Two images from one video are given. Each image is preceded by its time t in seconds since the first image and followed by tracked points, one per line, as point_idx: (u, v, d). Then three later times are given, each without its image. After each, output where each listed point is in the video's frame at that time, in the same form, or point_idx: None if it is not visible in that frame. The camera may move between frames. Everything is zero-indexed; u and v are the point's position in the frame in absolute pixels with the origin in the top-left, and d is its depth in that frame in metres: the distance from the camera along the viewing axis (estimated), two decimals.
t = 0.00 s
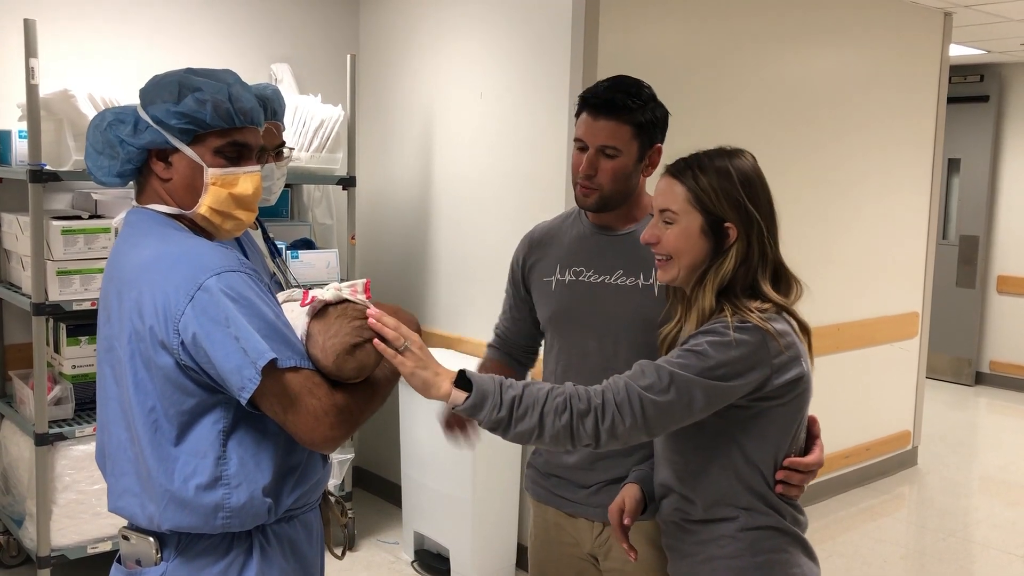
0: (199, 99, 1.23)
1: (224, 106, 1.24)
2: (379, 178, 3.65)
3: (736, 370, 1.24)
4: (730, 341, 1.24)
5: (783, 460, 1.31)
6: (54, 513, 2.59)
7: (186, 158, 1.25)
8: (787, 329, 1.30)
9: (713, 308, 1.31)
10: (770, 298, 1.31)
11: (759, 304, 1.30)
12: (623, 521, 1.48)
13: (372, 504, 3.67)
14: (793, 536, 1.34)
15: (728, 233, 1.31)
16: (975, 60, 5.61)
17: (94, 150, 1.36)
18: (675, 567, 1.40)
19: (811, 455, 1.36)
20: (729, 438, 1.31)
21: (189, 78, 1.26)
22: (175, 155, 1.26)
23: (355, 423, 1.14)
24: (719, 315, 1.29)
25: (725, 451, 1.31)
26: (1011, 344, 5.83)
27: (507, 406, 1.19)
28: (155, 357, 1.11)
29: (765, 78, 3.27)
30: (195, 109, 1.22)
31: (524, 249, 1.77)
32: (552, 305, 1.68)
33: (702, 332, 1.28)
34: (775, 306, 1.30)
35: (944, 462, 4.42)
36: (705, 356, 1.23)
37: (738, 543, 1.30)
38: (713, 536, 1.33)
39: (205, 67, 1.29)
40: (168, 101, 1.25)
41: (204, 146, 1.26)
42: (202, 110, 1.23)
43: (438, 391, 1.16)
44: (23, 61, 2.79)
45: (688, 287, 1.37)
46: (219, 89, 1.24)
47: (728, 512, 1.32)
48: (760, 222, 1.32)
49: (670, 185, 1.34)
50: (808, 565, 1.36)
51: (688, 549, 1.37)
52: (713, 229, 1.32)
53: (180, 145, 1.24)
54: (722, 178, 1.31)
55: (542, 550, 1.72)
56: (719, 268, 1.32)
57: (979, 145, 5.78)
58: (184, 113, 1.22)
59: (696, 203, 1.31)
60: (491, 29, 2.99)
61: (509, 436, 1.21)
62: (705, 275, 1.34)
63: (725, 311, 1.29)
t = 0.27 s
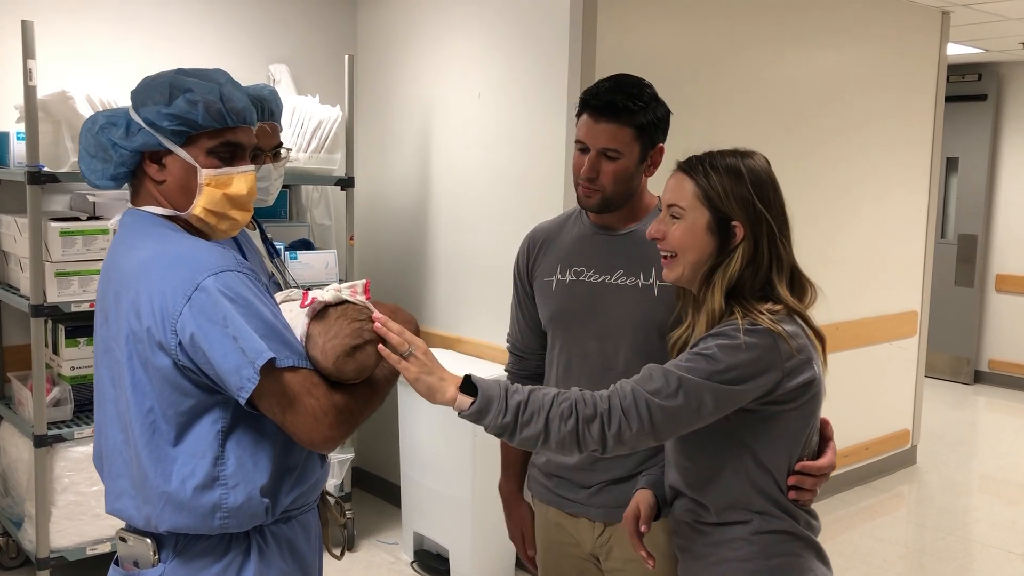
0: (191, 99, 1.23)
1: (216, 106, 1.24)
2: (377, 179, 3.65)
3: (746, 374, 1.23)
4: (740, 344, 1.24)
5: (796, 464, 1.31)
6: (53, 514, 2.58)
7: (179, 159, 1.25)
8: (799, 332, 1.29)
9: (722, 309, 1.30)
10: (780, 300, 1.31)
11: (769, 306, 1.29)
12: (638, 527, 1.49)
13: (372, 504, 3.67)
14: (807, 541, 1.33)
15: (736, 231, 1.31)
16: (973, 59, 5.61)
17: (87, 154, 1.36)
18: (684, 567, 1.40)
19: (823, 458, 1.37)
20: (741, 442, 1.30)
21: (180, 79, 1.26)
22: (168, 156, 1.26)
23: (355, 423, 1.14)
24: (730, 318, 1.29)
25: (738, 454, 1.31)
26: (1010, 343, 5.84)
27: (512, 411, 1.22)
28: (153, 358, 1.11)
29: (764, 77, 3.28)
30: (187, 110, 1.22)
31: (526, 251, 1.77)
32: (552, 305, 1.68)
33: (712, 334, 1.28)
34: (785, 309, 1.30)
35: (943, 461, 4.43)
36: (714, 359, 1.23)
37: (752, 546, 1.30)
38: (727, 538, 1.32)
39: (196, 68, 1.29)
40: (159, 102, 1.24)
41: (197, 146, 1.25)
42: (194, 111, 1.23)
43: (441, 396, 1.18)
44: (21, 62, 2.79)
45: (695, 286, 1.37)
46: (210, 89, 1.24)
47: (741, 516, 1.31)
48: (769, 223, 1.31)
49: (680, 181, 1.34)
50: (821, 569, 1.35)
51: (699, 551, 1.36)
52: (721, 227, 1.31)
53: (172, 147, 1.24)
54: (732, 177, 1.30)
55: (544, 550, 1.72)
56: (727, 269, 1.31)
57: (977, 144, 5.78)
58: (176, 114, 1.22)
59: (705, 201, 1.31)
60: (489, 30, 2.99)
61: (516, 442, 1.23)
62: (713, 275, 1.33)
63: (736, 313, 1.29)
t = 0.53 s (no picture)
0: (192, 99, 1.23)
1: (218, 105, 1.24)
2: (376, 179, 3.64)
3: (756, 382, 1.23)
4: (749, 351, 1.23)
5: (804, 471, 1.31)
6: (51, 514, 2.58)
7: (179, 158, 1.25)
8: (811, 338, 1.29)
9: (733, 311, 1.30)
10: (792, 304, 1.31)
11: (781, 312, 1.29)
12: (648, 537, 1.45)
13: (370, 504, 3.67)
14: (815, 548, 1.33)
15: (744, 233, 1.30)
16: (972, 59, 5.61)
17: (84, 153, 1.35)
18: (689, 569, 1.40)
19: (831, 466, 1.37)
20: (750, 449, 1.30)
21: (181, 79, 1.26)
22: (168, 155, 1.25)
23: (353, 423, 1.14)
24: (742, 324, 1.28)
25: (744, 460, 1.31)
26: (1008, 343, 5.85)
27: (518, 418, 1.21)
28: (151, 355, 1.11)
29: (762, 77, 3.28)
30: (188, 110, 1.22)
31: (523, 250, 1.76)
32: (550, 304, 1.67)
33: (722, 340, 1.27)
34: (798, 313, 1.30)
35: (942, 461, 4.43)
36: (724, 367, 1.23)
37: (757, 551, 1.30)
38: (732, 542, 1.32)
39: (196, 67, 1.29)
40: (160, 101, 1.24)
41: (198, 146, 1.25)
42: (196, 110, 1.23)
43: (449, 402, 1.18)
44: (19, 61, 2.78)
45: (706, 289, 1.37)
46: (211, 89, 1.24)
47: (747, 521, 1.31)
48: (779, 224, 1.30)
49: (685, 185, 1.34)
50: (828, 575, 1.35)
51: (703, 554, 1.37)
52: (729, 230, 1.31)
53: (173, 146, 1.24)
54: (738, 178, 1.30)
55: (543, 549, 1.72)
56: (738, 271, 1.31)
57: (976, 144, 5.78)
58: (177, 113, 1.22)
59: (712, 204, 1.30)
60: (488, 30, 2.99)
61: (521, 450, 1.23)
62: (725, 279, 1.33)
63: (747, 318, 1.28)
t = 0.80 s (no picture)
0: (208, 99, 1.23)
1: (232, 106, 1.25)
2: (376, 179, 3.64)
3: (782, 388, 1.19)
4: (773, 354, 1.19)
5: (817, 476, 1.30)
6: (50, 513, 2.58)
7: (192, 158, 1.25)
8: (831, 341, 1.27)
9: (753, 314, 1.27)
10: (812, 306, 1.28)
11: (802, 316, 1.27)
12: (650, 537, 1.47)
13: (369, 504, 3.67)
14: (824, 551, 1.33)
15: (760, 236, 1.29)
16: (972, 61, 5.61)
17: (89, 155, 1.30)
18: (693, 571, 1.40)
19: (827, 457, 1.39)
20: (769, 455, 1.28)
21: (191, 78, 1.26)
22: (182, 156, 1.25)
23: (351, 422, 1.14)
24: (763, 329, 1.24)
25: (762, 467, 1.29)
26: (1007, 344, 5.86)
27: (547, 436, 1.13)
28: (152, 355, 1.11)
29: (763, 79, 3.28)
30: (205, 110, 1.23)
31: (523, 250, 1.78)
32: (550, 304, 1.68)
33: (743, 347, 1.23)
34: (818, 316, 1.28)
35: (941, 463, 4.43)
36: (750, 376, 1.18)
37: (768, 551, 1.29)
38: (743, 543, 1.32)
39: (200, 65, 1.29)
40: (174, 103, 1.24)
41: (211, 145, 1.26)
42: (213, 111, 1.23)
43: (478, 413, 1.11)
44: (20, 59, 2.78)
45: (724, 294, 1.34)
46: (226, 89, 1.25)
47: (759, 524, 1.30)
48: (793, 226, 1.29)
49: (696, 190, 1.32)
50: None
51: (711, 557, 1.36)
52: (743, 234, 1.29)
53: (189, 147, 1.24)
54: (750, 181, 1.28)
55: (540, 549, 1.72)
56: (755, 273, 1.29)
57: (975, 146, 5.79)
58: (194, 114, 1.22)
59: (727, 209, 1.28)
60: (488, 31, 3.00)
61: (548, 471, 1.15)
62: (742, 282, 1.30)
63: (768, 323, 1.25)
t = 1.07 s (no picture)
0: (225, 99, 1.26)
1: (247, 106, 1.29)
2: (377, 180, 3.65)
3: (829, 406, 1.16)
4: (811, 373, 1.16)
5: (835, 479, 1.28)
6: (50, 512, 2.58)
7: (208, 158, 1.27)
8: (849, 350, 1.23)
9: (768, 317, 1.24)
10: (830, 313, 1.26)
11: (821, 322, 1.24)
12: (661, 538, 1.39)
13: (370, 504, 3.68)
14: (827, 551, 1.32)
15: (765, 238, 1.27)
16: (973, 64, 5.61)
17: (100, 157, 1.28)
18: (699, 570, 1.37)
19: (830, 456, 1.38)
20: (827, 490, 1.24)
21: (204, 80, 1.28)
22: (198, 157, 1.27)
23: (354, 421, 1.13)
24: (785, 340, 1.20)
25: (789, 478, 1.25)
26: (1008, 347, 5.85)
27: (670, 520, 1.26)
28: (158, 353, 1.12)
29: (764, 81, 3.29)
30: (224, 111, 1.25)
31: (530, 250, 1.79)
32: (557, 303, 1.69)
33: (773, 367, 1.18)
34: (836, 324, 1.25)
35: (941, 466, 4.43)
36: (793, 409, 1.16)
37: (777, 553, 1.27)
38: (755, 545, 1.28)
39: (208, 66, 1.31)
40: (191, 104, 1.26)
41: (224, 145, 1.29)
42: (230, 111, 1.26)
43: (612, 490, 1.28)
44: (22, 59, 2.79)
45: (730, 295, 1.34)
46: (240, 90, 1.28)
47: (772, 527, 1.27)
48: (800, 231, 1.27)
49: (704, 191, 1.33)
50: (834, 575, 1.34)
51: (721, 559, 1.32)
52: (749, 235, 1.28)
53: (205, 147, 1.26)
54: (758, 183, 1.28)
55: (543, 547, 1.73)
56: (763, 275, 1.27)
57: (976, 149, 5.79)
58: (213, 115, 1.24)
59: (733, 210, 1.29)
60: (490, 32, 3.00)
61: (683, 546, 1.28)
62: (751, 285, 1.29)
63: (789, 332, 1.21)
